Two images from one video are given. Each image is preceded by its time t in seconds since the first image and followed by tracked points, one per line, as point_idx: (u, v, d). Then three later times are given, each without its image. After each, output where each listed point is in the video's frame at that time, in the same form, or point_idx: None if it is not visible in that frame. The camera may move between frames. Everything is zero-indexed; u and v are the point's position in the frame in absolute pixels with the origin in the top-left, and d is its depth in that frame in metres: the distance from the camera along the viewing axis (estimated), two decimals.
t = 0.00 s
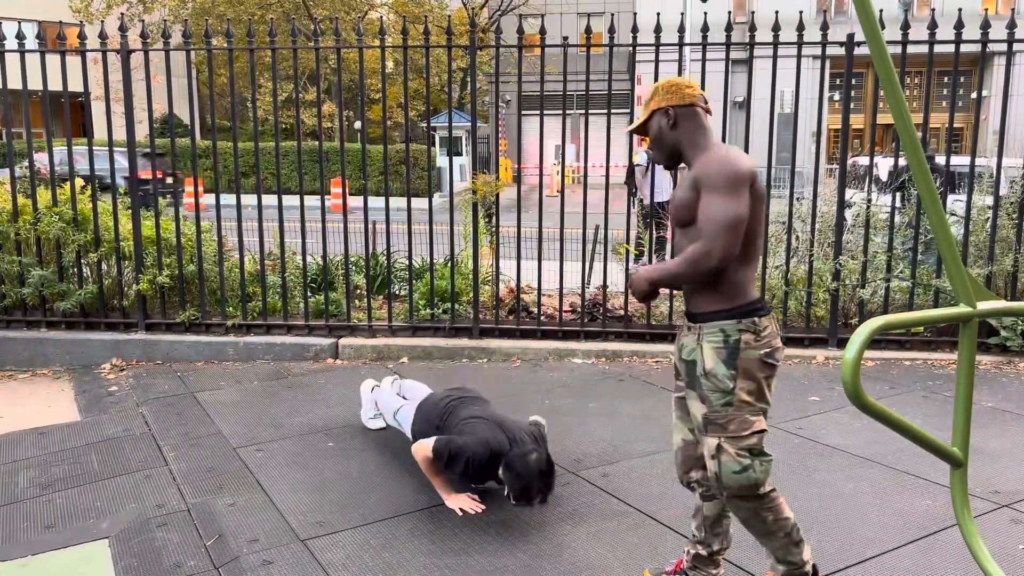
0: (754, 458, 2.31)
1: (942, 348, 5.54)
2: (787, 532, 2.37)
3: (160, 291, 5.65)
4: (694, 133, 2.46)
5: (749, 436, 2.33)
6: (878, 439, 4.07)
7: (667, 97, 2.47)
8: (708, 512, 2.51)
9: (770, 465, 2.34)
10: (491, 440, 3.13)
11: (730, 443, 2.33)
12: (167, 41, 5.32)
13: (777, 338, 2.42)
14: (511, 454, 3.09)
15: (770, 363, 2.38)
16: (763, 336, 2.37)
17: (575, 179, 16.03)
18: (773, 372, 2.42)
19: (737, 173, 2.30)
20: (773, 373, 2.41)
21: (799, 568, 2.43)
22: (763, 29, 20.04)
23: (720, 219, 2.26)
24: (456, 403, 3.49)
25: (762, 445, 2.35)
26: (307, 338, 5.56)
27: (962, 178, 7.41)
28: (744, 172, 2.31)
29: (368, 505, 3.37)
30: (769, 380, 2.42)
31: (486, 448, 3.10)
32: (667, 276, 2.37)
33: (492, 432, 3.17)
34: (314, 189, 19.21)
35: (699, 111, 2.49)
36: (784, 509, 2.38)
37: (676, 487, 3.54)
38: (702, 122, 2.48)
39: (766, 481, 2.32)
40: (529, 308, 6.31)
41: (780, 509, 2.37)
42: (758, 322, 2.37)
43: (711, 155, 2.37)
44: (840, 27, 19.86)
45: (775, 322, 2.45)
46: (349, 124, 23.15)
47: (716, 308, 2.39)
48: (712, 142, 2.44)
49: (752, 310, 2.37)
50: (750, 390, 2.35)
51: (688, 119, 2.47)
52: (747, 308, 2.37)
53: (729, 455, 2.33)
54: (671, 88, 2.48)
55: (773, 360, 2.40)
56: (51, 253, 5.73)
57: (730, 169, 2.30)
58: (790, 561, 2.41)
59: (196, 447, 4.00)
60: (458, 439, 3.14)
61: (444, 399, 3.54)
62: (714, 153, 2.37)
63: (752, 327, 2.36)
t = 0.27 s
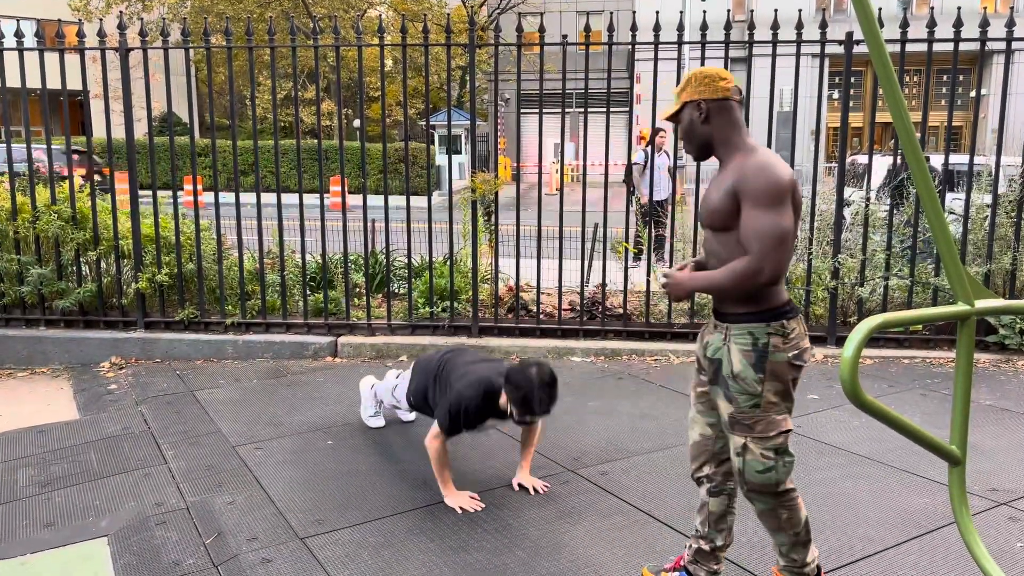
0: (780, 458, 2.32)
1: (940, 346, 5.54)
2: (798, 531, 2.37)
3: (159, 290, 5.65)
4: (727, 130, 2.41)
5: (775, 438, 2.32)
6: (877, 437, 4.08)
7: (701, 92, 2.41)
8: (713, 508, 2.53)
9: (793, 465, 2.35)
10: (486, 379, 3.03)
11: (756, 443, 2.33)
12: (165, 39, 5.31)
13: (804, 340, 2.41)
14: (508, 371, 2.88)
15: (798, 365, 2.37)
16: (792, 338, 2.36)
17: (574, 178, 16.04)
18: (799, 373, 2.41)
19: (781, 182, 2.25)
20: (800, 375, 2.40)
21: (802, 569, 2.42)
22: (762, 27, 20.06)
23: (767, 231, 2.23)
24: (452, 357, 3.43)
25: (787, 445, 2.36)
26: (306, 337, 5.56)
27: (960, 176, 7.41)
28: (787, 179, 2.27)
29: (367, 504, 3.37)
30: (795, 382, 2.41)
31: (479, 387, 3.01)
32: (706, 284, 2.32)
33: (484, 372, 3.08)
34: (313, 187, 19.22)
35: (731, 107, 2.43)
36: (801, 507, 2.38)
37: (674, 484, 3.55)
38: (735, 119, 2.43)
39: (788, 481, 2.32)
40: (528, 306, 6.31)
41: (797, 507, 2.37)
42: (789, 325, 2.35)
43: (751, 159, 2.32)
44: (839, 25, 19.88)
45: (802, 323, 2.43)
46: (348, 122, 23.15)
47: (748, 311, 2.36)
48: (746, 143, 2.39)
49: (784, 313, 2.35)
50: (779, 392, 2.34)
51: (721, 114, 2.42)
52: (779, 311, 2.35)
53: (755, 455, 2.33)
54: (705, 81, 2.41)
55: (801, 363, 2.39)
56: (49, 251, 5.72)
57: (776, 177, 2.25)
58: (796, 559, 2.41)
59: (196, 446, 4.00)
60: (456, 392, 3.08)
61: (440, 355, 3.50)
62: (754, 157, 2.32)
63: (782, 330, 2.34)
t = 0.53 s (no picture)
0: (796, 454, 2.34)
1: (938, 345, 5.55)
2: (808, 530, 2.39)
3: (157, 289, 5.65)
4: (756, 128, 2.41)
5: (793, 434, 2.35)
6: (876, 436, 4.08)
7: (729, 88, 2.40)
8: (727, 493, 2.56)
9: (811, 461, 2.38)
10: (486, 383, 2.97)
11: (774, 439, 2.35)
12: (163, 39, 5.30)
13: (825, 337, 2.42)
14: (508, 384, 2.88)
15: (817, 364, 2.39)
16: (811, 337, 2.37)
17: (572, 177, 16.05)
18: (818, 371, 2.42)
19: (810, 191, 2.23)
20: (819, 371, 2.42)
21: (802, 570, 2.44)
22: (760, 27, 20.07)
23: (795, 240, 2.22)
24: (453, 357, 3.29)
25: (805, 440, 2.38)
26: (304, 336, 5.55)
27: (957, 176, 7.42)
28: (816, 184, 2.26)
29: (366, 504, 3.37)
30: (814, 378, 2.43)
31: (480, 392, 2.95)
32: (736, 289, 2.35)
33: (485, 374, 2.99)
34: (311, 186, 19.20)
35: (759, 104, 2.42)
36: (814, 503, 2.40)
37: (673, 483, 3.56)
38: (764, 117, 2.42)
39: (804, 477, 2.35)
40: (527, 305, 6.31)
41: (811, 502, 2.40)
42: (809, 324, 2.37)
43: (780, 161, 2.31)
44: (837, 25, 19.89)
45: (822, 320, 2.45)
46: (347, 121, 23.16)
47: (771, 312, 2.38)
48: (774, 142, 2.39)
49: (806, 313, 2.37)
50: (797, 389, 2.36)
51: (750, 112, 2.41)
52: (800, 311, 2.36)
53: (773, 449, 2.36)
54: (736, 78, 2.40)
55: (820, 360, 2.40)
56: (48, 251, 5.72)
57: (804, 183, 2.23)
58: (799, 558, 2.43)
59: (194, 445, 4.00)
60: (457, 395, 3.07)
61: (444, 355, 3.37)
62: (784, 159, 2.31)
63: (802, 329, 2.35)
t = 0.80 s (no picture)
0: (795, 451, 2.37)
1: (937, 345, 5.56)
2: (811, 528, 2.41)
3: (156, 290, 5.65)
4: (775, 126, 2.43)
5: (792, 431, 2.38)
6: (874, 436, 4.09)
7: (753, 81, 2.41)
8: (744, 487, 2.67)
9: (812, 458, 2.40)
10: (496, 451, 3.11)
11: (773, 436, 2.40)
12: (161, 38, 5.27)
13: (824, 336, 2.44)
14: (515, 460, 3.08)
15: (814, 363, 2.41)
16: (808, 336, 2.40)
17: (571, 177, 16.06)
18: (818, 369, 2.44)
19: (815, 190, 2.26)
20: (819, 371, 2.44)
21: (803, 569, 2.46)
22: (759, 27, 20.07)
23: (791, 235, 2.25)
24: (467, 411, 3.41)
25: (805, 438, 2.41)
26: (303, 336, 5.55)
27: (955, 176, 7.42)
28: (820, 183, 2.28)
29: (364, 504, 3.37)
30: (815, 377, 2.45)
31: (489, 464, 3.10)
32: (731, 279, 2.39)
33: (498, 442, 3.12)
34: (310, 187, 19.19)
35: (782, 102, 2.44)
36: (818, 500, 2.42)
37: (672, 483, 3.56)
38: (784, 116, 2.44)
39: (804, 474, 2.38)
40: (526, 305, 6.31)
41: (815, 500, 2.42)
42: (805, 323, 2.39)
43: (791, 158, 2.34)
44: (836, 24, 19.90)
45: (823, 320, 2.46)
46: (346, 121, 23.14)
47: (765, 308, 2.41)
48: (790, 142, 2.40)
49: (802, 312, 2.39)
50: (794, 388, 2.39)
51: (773, 110, 2.43)
52: (797, 311, 2.38)
53: (772, 445, 2.40)
54: (765, 73, 2.41)
55: (818, 360, 2.42)
56: (46, 251, 5.71)
57: (808, 180, 2.26)
58: (800, 557, 2.45)
59: (193, 445, 4.00)
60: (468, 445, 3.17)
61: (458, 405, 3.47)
62: (793, 157, 2.34)
63: (797, 328, 2.39)
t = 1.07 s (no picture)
0: (781, 444, 2.41)
1: (935, 345, 5.56)
2: (805, 524, 2.43)
3: (155, 290, 5.64)
4: (771, 124, 2.45)
5: (777, 426, 2.42)
6: (871, 436, 4.09)
7: (752, 80, 2.43)
8: (756, 487, 2.70)
9: (802, 452, 2.42)
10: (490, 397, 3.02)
11: (759, 430, 2.45)
12: (159, 39, 5.26)
13: (809, 332, 2.46)
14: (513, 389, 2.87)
15: (799, 357, 2.43)
16: (792, 331, 2.43)
17: (570, 178, 16.07)
18: (806, 364, 2.46)
19: (795, 175, 2.29)
20: (807, 365, 2.46)
21: (801, 568, 2.47)
22: (757, 28, 20.09)
23: (768, 215, 2.28)
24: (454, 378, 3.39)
25: (793, 432, 2.44)
26: (302, 337, 5.55)
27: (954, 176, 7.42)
28: (804, 173, 2.31)
29: (362, 504, 3.37)
30: (803, 372, 2.48)
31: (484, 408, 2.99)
32: (713, 258, 2.43)
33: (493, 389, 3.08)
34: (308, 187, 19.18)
35: (781, 101, 2.46)
36: (813, 496, 2.44)
37: (670, 483, 3.56)
38: (782, 114, 2.46)
39: (792, 468, 2.41)
40: (524, 306, 6.32)
41: (808, 495, 2.44)
42: (787, 318, 2.43)
43: (780, 149, 2.36)
44: (834, 25, 19.92)
45: (810, 316, 2.49)
46: (344, 122, 23.14)
47: (753, 301, 2.47)
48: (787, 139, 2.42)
49: (784, 308, 2.43)
50: (779, 382, 2.42)
51: (772, 108, 2.44)
52: (778, 305, 2.43)
53: (760, 440, 2.45)
54: (764, 73, 2.43)
55: (803, 355, 2.44)
56: (44, 252, 5.71)
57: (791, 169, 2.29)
58: (797, 555, 2.46)
59: (191, 446, 4.00)
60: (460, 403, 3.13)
61: (448, 369, 3.48)
62: (784, 148, 2.36)
63: (779, 324, 2.42)
